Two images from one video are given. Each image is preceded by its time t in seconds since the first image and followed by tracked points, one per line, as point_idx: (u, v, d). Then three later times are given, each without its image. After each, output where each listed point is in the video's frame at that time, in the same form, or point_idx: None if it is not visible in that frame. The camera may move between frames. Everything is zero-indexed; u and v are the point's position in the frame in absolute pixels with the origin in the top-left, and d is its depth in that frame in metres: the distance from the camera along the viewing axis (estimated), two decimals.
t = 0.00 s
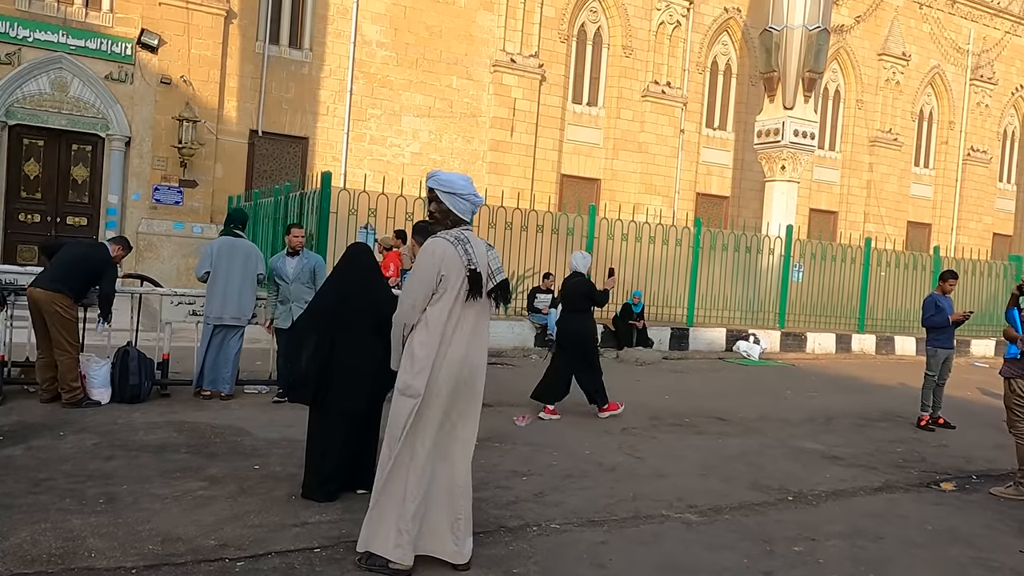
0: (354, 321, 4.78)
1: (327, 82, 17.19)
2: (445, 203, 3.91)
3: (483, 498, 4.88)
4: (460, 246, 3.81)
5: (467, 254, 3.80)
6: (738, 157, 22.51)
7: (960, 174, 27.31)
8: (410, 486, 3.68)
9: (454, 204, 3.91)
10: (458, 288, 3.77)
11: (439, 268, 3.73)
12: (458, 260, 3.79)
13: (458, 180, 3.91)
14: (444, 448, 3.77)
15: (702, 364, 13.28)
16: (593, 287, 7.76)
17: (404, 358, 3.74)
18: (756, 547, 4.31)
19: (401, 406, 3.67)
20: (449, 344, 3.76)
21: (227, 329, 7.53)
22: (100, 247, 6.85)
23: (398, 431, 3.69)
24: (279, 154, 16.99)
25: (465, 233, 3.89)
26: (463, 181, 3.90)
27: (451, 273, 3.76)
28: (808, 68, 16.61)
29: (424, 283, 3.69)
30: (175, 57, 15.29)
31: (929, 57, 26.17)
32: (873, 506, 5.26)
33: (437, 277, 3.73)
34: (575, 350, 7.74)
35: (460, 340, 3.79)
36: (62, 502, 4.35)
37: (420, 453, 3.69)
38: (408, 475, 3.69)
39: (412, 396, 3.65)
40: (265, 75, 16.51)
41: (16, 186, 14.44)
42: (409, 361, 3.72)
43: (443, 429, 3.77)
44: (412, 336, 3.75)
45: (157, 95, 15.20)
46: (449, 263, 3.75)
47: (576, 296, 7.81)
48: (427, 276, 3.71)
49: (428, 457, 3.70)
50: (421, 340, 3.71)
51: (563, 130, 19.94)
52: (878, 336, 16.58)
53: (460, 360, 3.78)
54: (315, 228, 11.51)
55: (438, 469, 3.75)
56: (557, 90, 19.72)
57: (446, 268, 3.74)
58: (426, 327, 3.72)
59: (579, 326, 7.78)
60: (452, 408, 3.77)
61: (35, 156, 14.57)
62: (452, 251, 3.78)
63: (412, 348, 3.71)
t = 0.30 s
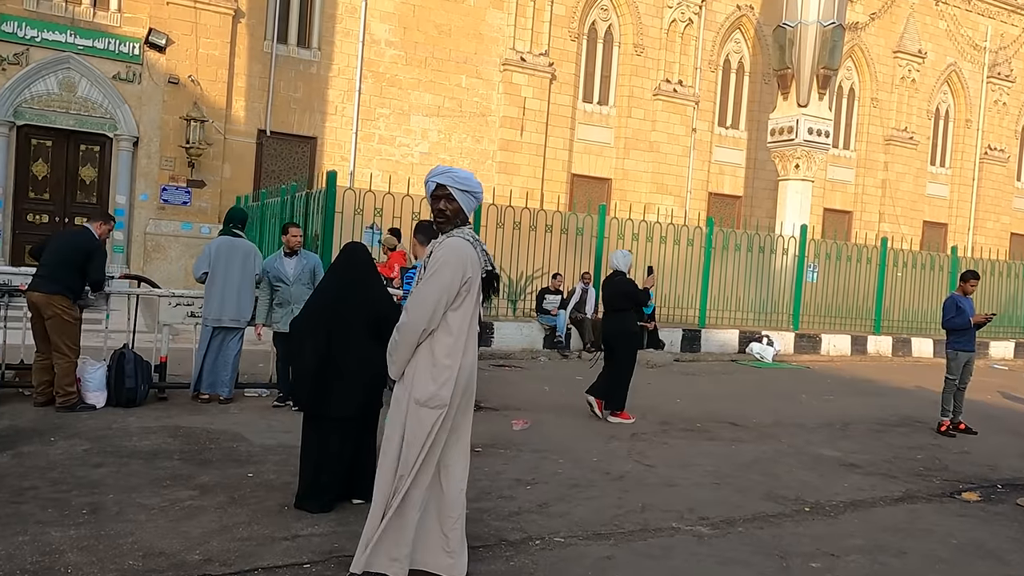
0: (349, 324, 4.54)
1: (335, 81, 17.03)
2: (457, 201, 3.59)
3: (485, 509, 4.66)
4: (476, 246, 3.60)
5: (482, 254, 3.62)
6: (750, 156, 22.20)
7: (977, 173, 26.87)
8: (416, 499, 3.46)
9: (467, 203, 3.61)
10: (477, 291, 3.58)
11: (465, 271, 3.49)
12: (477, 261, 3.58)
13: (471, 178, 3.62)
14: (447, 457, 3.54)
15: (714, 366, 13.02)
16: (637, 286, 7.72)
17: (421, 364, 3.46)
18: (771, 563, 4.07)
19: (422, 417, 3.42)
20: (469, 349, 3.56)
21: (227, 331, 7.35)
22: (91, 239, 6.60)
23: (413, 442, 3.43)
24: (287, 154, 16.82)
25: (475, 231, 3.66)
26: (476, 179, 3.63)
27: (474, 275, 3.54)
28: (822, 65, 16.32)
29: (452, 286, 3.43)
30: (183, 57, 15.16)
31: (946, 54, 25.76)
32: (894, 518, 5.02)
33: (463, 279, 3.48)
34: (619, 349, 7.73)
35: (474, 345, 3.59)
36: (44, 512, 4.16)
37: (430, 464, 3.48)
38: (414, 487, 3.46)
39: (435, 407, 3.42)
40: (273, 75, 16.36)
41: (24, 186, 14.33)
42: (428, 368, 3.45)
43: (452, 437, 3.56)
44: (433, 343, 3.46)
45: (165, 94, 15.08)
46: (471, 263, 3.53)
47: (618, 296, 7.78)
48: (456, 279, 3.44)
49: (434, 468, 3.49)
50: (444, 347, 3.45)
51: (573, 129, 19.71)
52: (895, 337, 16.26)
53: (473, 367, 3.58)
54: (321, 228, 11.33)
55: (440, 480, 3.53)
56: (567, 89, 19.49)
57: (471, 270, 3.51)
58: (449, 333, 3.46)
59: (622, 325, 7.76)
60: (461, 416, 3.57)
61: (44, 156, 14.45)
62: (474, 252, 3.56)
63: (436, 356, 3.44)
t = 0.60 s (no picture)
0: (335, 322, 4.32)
1: (341, 79, 16.86)
2: (444, 189, 3.38)
3: (477, 515, 4.45)
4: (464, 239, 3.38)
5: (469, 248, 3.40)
6: (761, 155, 21.91)
7: (991, 172, 26.46)
8: (395, 508, 3.24)
9: (455, 192, 3.39)
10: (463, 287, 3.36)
11: (450, 264, 3.28)
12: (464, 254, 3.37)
13: (459, 166, 3.41)
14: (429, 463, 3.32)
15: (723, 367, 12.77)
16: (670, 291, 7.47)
17: (401, 362, 3.25)
18: None
19: (401, 418, 3.20)
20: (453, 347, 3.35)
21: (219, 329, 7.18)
22: (73, 230, 6.30)
23: (391, 446, 3.21)
24: (293, 153, 16.66)
25: (463, 224, 3.45)
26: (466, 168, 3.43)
27: (460, 269, 3.33)
28: (834, 61, 16.04)
29: (436, 280, 3.22)
30: (188, 55, 14.99)
31: (959, 51, 25.37)
32: (908, 526, 4.77)
33: (448, 273, 3.27)
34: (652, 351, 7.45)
35: (459, 344, 3.38)
36: (14, 518, 3.98)
37: (411, 469, 3.26)
38: (393, 493, 3.25)
39: (416, 408, 3.20)
40: (278, 73, 16.19)
41: (28, 186, 14.18)
42: (409, 366, 3.24)
43: (436, 442, 3.34)
44: (415, 340, 3.25)
45: (170, 92, 14.90)
46: (457, 256, 3.32)
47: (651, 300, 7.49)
48: (440, 272, 3.23)
49: (415, 474, 3.27)
50: (426, 345, 3.24)
51: (581, 127, 19.46)
52: (908, 338, 15.95)
53: (459, 367, 3.37)
54: (322, 227, 11.15)
55: (422, 487, 3.31)
56: (575, 87, 19.25)
57: (456, 263, 3.30)
58: (431, 330, 3.25)
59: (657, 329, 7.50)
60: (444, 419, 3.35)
61: (48, 155, 14.30)
62: (460, 245, 3.34)
63: (417, 353, 3.23)
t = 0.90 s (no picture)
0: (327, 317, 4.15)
1: (346, 79, 16.70)
2: (404, 186, 3.23)
3: (467, 529, 4.25)
4: (433, 239, 3.14)
5: (439, 249, 3.14)
6: (770, 155, 21.64)
7: (1004, 172, 26.09)
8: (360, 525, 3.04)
9: (415, 189, 3.21)
10: (428, 291, 3.10)
11: (408, 266, 3.06)
12: (432, 255, 3.12)
13: (419, 160, 3.21)
14: (400, 478, 3.10)
15: (730, 371, 12.52)
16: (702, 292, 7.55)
17: (358, 369, 3.08)
18: None
19: (353, 429, 3.02)
20: (415, 355, 3.10)
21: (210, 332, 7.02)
22: (46, 227, 6.04)
23: (344, 457, 3.03)
24: (297, 153, 16.51)
25: (436, 222, 3.21)
26: (428, 161, 3.21)
27: (422, 272, 3.09)
28: (844, 59, 15.77)
29: (388, 283, 3.02)
30: (191, 55, 14.85)
31: (972, 50, 25.02)
32: (921, 541, 4.54)
33: (404, 275, 3.06)
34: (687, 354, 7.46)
35: (428, 352, 3.13)
36: None
37: (369, 485, 3.05)
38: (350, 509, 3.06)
39: (367, 418, 3.00)
40: (282, 74, 16.05)
41: (30, 187, 14.05)
42: (364, 374, 3.06)
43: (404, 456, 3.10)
44: (371, 347, 3.07)
45: (173, 93, 14.76)
46: (419, 258, 3.08)
47: (683, 301, 7.56)
48: (393, 275, 3.03)
49: (381, 490, 3.06)
50: (380, 351, 3.05)
51: (588, 127, 19.24)
52: (919, 341, 15.67)
53: (429, 377, 3.11)
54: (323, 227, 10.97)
55: (393, 504, 3.09)
56: (582, 86, 19.02)
57: (415, 265, 3.06)
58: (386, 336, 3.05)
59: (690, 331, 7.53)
60: (416, 433, 3.11)
61: (51, 156, 14.15)
62: (424, 246, 3.10)
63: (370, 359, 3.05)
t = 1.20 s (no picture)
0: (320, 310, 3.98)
1: (354, 77, 16.52)
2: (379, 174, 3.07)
3: (465, 537, 4.05)
4: (397, 228, 2.92)
5: (403, 239, 2.90)
6: (784, 153, 21.32)
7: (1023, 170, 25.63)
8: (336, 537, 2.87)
9: (387, 176, 3.05)
10: (391, 284, 2.89)
11: (363, 257, 2.90)
12: (394, 245, 2.90)
13: (389, 145, 3.02)
14: (381, 486, 2.90)
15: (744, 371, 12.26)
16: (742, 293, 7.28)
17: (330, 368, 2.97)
18: None
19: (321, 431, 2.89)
20: (380, 354, 2.89)
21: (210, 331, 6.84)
22: (33, 222, 5.89)
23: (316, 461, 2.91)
24: (305, 152, 16.35)
25: (409, 212, 2.98)
26: (393, 144, 3.02)
27: (383, 263, 2.89)
28: (860, 53, 15.45)
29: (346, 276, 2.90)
30: (200, 53, 14.72)
31: (990, 45, 24.58)
32: (946, 551, 4.30)
33: (361, 268, 2.90)
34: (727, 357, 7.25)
35: (400, 351, 2.90)
36: None
37: (342, 493, 2.87)
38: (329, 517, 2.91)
39: (329, 419, 2.86)
40: (290, 72, 15.90)
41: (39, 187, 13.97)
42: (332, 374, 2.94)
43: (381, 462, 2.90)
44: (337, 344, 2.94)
45: (182, 92, 14.64)
46: (377, 250, 2.89)
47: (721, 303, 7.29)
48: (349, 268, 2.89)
49: (357, 500, 2.86)
50: (343, 348, 2.91)
51: (599, 125, 19.00)
52: (938, 340, 15.33)
53: (402, 377, 2.89)
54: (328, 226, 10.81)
55: (374, 513, 2.90)
56: (593, 84, 18.78)
57: (372, 256, 2.89)
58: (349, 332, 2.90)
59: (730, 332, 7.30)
60: (394, 438, 2.90)
61: (60, 155, 14.07)
62: (384, 236, 2.90)
63: (335, 357, 2.91)
